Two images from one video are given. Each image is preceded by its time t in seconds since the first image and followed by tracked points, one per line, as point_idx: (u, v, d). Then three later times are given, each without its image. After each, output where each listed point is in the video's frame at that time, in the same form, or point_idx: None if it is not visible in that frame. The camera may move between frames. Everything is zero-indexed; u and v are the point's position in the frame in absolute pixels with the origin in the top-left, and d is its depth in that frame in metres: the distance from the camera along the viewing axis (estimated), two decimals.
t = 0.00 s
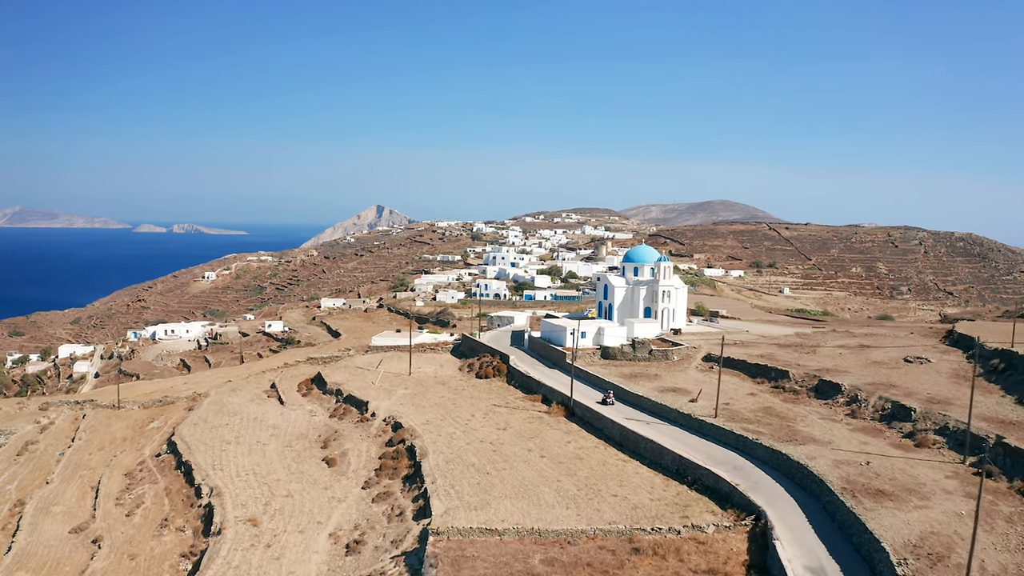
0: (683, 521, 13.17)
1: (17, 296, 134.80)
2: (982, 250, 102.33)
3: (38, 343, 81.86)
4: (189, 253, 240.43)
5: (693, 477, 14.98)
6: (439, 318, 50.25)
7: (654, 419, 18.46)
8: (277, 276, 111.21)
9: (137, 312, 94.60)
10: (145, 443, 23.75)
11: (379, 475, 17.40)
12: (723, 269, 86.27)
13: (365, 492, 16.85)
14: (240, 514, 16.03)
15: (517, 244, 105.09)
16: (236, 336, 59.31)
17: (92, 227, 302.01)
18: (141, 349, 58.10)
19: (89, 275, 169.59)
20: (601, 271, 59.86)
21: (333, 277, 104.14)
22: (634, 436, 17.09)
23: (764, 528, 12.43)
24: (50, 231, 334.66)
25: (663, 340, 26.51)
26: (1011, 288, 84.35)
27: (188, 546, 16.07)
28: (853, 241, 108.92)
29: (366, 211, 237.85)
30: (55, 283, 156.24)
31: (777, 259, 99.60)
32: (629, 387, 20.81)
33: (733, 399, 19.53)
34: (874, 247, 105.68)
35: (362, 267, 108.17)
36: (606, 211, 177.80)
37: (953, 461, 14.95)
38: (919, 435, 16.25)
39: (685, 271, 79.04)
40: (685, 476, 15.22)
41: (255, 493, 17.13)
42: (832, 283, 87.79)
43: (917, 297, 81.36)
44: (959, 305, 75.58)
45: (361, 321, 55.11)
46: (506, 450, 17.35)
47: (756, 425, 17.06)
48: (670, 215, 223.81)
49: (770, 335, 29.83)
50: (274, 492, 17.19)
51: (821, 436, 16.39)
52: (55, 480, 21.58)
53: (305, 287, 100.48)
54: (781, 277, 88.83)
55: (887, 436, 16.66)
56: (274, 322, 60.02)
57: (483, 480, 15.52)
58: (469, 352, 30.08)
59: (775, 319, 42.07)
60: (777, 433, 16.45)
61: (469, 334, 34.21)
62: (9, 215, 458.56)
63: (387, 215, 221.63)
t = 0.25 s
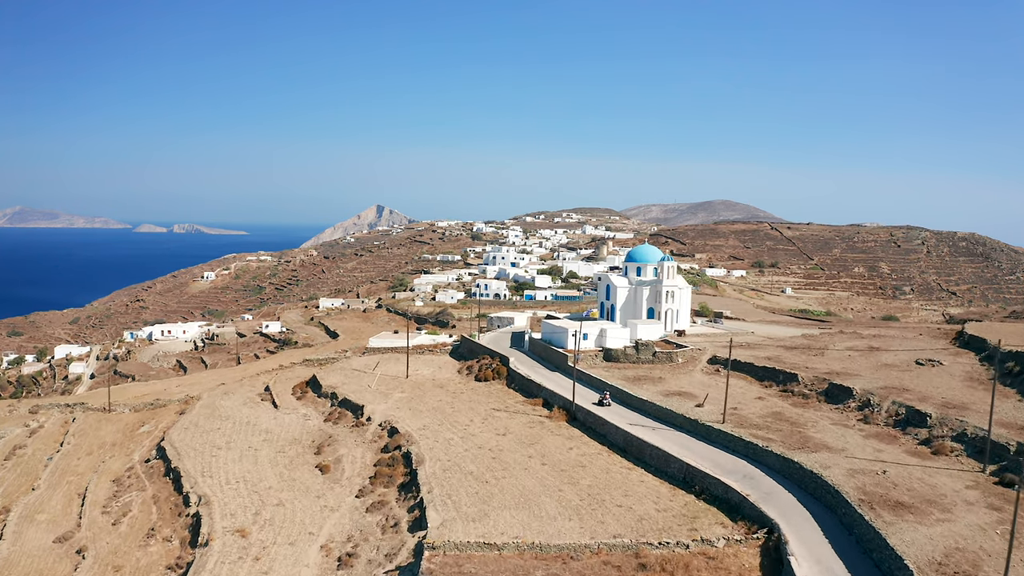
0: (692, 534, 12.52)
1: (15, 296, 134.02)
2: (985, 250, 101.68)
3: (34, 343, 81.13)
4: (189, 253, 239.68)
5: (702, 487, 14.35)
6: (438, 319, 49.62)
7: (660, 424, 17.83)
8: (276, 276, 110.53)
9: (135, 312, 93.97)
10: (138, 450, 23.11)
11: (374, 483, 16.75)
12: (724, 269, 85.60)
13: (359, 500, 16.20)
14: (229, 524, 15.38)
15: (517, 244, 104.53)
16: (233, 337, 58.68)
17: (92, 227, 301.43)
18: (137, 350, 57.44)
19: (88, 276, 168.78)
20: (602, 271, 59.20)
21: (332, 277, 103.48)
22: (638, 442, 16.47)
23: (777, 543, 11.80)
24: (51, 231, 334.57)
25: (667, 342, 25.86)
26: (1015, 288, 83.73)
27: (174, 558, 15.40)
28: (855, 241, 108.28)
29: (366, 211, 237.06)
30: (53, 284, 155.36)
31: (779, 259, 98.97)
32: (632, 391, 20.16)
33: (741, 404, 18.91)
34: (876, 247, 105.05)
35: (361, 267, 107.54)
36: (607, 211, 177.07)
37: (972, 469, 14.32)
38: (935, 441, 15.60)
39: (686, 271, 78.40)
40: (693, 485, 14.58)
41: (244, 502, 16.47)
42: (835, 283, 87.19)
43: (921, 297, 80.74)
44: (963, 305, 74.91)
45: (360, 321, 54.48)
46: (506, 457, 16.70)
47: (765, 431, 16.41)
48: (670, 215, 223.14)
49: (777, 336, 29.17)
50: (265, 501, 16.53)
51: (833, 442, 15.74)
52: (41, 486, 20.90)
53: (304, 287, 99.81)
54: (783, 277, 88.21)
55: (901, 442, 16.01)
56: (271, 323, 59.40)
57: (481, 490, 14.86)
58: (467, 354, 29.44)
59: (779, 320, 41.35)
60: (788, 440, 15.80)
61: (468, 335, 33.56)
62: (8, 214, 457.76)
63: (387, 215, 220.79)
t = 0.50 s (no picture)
0: (701, 551, 11.86)
1: (13, 296, 133.26)
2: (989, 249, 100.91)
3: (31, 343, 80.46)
4: (188, 253, 238.98)
5: (711, 498, 13.68)
6: (438, 320, 49.05)
7: (664, 431, 17.19)
8: (275, 276, 109.91)
9: (134, 312, 93.39)
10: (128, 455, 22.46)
11: (368, 493, 16.13)
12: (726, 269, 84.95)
13: (352, 512, 15.57)
14: (216, 537, 14.72)
15: (517, 243, 103.94)
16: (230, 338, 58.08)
17: (92, 226, 300.78)
18: (134, 351, 56.81)
19: (87, 275, 168.11)
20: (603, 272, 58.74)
21: (331, 277, 102.85)
22: (644, 449, 15.81)
23: (792, 561, 11.15)
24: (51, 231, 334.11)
25: (671, 345, 25.22)
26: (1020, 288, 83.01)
27: (159, 571, 14.75)
28: (858, 240, 107.57)
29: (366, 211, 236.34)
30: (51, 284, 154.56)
31: (782, 259, 98.32)
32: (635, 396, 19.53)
33: (749, 411, 18.26)
34: (879, 246, 104.35)
35: (361, 267, 106.91)
36: (608, 211, 176.27)
37: (995, 480, 13.66)
38: (954, 450, 14.94)
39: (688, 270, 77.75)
40: (701, 496, 13.93)
41: (233, 514, 15.83)
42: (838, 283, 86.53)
43: (924, 297, 80.06)
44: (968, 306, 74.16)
45: (358, 322, 53.85)
46: (505, 467, 16.07)
47: (776, 439, 15.76)
48: (671, 215, 222.47)
49: (783, 338, 28.49)
50: (255, 513, 15.89)
51: (848, 452, 15.08)
52: (26, 494, 20.26)
53: (303, 288, 99.17)
54: (786, 277, 87.57)
55: (918, 451, 15.35)
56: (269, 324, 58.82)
57: (480, 502, 14.19)
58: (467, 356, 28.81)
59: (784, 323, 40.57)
60: (800, 449, 15.14)
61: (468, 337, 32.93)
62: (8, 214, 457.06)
63: (387, 214, 219.96)
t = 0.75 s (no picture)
0: (715, 568, 11.24)
1: (10, 296, 132.56)
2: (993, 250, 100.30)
3: (27, 344, 79.77)
4: (188, 253, 238.15)
5: (720, 512, 13.07)
6: (438, 321, 48.83)
7: (668, 441, 16.73)
8: (274, 276, 109.36)
9: (132, 313, 93.07)
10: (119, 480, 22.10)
11: (364, 505, 15.73)
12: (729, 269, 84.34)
13: (347, 522, 15.15)
14: (206, 549, 14.21)
15: (518, 243, 103.49)
16: (227, 340, 57.63)
17: (91, 224, 300.07)
18: (130, 352, 56.28)
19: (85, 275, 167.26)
20: (603, 273, 58.41)
21: (331, 278, 102.29)
22: (650, 460, 15.32)
23: None
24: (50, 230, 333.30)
25: (677, 349, 24.70)
26: None
27: None
28: (860, 240, 107.01)
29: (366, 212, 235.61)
30: (49, 284, 153.68)
31: (784, 259, 97.75)
32: (638, 405, 19.16)
33: (757, 416, 17.75)
34: (882, 246, 103.78)
35: (360, 267, 106.43)
36: (608, 212, 175.46)
37: (1018, 489, 13.06)
38: (975, 458, 14.31)
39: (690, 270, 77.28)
40: (710, 508, 13.35)
41: (222, 525, 15.39)
42: (841, 283, 85.97)
43: (927, 297, 79.51)
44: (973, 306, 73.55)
45: (357, 323, 53.29)
46: (506, 479, 15.65)
47: (789, 449, 15.09)
48: (672, 215, 220.76)
49: (787, 339, 28.07)
50: (246, 521, 15.45)
51: (863, 463, 14.51)
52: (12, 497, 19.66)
53: (302, 288, 98.59)
54: (788, 277, 87.03)
55: (937, 459, 14.74)
56: (268, 328, 58.39)
57: (482, 514, 13.60)
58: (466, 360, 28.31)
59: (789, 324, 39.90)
60: (812, 462, 14.57)
61: (467, 340, 32.40)
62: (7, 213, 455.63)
63: (387, 215, 219.04)
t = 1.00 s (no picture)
0: None
1: (14, 295, 133.62)
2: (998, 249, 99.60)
3: (31, 343, 80.75)
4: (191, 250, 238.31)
5: None
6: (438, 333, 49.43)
7: None
8: (276, 277, 109.93)
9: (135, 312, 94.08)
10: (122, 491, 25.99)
11: None
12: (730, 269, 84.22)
13: None
14: None
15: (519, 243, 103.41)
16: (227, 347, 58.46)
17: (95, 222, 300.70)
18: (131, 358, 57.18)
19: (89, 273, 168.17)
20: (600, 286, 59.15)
21: (332, 278, 102.62)
22: None
23: None
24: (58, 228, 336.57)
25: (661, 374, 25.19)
26: None
27: None
28: (864, 239, 106.48)
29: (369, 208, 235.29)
30: (52, 282, 154.45)
31: (786, 259, 97.52)
32: None
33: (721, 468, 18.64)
34: (885, 246, 103.22)
35: (362, 268, 106.75)
36: (612, 209, 174.71)
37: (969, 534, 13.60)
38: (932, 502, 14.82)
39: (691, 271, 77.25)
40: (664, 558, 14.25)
41: None
42: (843, 285, 85.83)
43: (930, 298, 79.15)
44: (975, 308, 73.19)
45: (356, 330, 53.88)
46: None
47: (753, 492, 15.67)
48: (676, 210, 219.53)
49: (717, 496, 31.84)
50: None
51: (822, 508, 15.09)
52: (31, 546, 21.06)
53: (303, 288, 98.95)
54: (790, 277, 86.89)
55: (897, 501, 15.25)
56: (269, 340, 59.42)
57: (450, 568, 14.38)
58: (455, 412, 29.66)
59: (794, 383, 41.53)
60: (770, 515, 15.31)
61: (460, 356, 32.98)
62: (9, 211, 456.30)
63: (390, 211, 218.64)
